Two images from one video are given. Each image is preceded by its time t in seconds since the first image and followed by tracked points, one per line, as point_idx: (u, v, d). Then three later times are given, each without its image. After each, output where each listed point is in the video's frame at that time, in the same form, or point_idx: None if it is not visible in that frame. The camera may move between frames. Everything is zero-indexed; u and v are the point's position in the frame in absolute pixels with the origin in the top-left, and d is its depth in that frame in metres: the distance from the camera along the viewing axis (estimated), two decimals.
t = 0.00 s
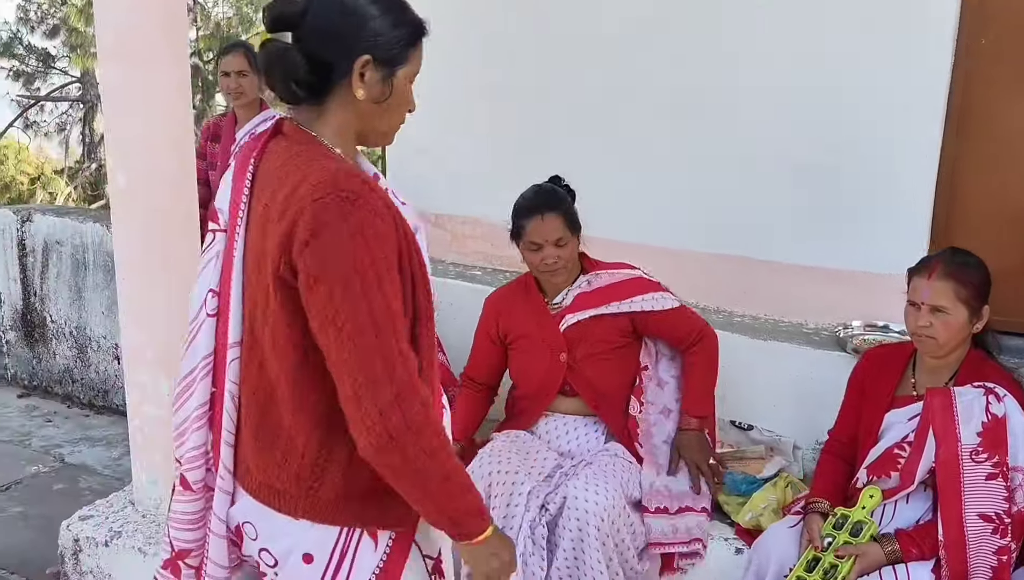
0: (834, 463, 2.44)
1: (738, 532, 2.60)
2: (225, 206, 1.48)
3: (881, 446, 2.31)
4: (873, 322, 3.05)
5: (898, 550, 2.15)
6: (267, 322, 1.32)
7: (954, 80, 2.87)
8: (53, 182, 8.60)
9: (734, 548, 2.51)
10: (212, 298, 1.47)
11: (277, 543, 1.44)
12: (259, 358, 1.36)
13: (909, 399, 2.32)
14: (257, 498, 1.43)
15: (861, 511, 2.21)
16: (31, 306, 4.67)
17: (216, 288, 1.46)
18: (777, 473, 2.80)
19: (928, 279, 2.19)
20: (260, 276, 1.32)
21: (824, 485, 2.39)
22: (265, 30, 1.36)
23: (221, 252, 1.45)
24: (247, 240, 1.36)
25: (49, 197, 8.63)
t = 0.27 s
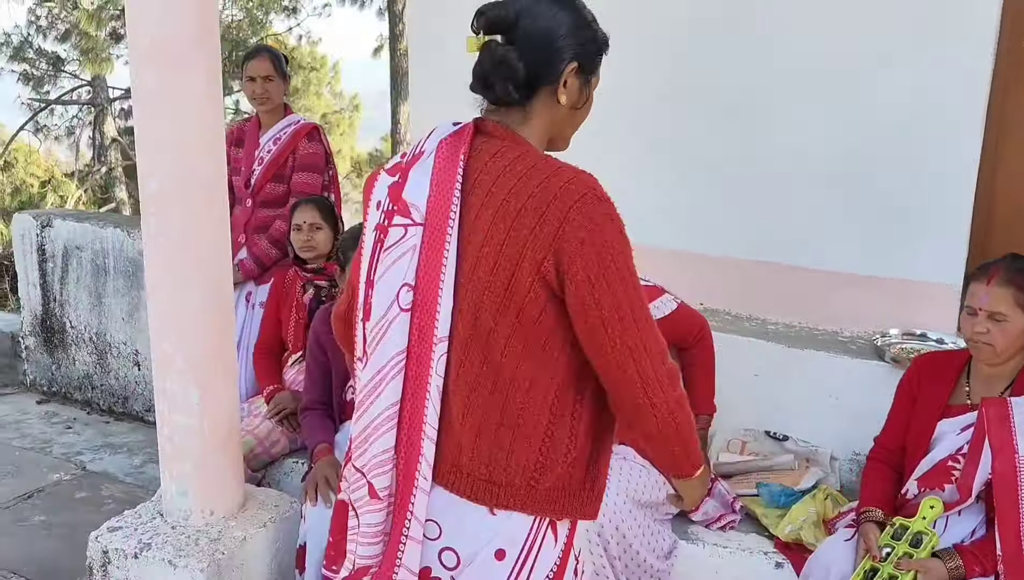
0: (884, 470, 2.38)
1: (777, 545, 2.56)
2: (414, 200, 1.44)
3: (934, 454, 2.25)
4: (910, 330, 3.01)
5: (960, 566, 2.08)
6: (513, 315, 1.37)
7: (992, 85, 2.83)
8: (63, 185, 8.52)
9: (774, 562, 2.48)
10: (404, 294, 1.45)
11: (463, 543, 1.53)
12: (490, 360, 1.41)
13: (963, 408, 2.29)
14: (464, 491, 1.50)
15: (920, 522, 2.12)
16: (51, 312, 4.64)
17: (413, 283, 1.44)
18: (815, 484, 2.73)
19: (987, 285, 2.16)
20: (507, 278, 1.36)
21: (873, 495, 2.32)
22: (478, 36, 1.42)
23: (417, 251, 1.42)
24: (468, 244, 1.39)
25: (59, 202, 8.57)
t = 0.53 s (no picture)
0: (922, 471, 2.36)
1: (803, 553, 2.54)
2: (551, 202, 1.43)
3: (974, 460, 2.23)
4: (936, 335, 2.98)
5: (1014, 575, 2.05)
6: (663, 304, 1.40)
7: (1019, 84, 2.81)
8: (71, 188, 8.51)
9: (801, 571, 2.47)
10: (547, 293, 1.43)
11: (627, 535, 1.53)
12: (650, 349, 1.43)
13: (1003, 413, 2.24)
14: (622, 483, 1.50)
15: (971, 528, 2.08)
16: (65, 315, 4.63)
17: (556, 282, 1.43)
18: (841, 493, 2.70)
19: (1010, 293, 2.12)
20: (665, 270, 1.39)
21: (914, 497, 2.30)
22: (605, 57, 1.40)
23: (565, 250, 1.41)
24: (616, 239, 1.40)
25: (68, 203, 8.50)
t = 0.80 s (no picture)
0: (953, 478, 2.36)
1: (822, 561, 2.50)
2: (676, 190, 1.43)
3: (1003, 466, 2.22)
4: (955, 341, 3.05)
5: None
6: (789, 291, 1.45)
7: None
8: (79, 192, 8.41)
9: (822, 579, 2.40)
10: (678, 274, 1.41)
11: (750, 518, 1.52)
12: (775, 335, 1.47)
13: None
14: (744, 461, 1.50)
15: (1005, 543, 2.08)
16: (75, 318, 4.62)
17: (687, 265, 1.41)
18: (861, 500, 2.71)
19: None
20: (791, 264, 1.44)
21: (945, 504, 2.30)
22: (713, 81, 1.47)
23: (698, 238, 1.41)
24: (746, 233, 1.43)
25: (75, 207, 8.37)
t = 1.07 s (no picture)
0: (977, 485, 2.30)
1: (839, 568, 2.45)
2: (801, 203, 1.56)
3: None
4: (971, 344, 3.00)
5: None
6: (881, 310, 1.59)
7: None
8: (83, 194, 8.37)
9: None
10: (811, 274, 1.51)
11: (874, 510, 1.58)
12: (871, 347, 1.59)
13: None
14: (859, 458, 1.56)
15: None
16: (78, 322, 4.59)
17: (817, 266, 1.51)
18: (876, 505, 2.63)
19: None
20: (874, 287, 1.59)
21: (968, 512, 2.26)
22: (814, 134, 1.62)
23: (824, 246, 1.53)
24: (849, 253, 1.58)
25: (79, 210, 8.34)
